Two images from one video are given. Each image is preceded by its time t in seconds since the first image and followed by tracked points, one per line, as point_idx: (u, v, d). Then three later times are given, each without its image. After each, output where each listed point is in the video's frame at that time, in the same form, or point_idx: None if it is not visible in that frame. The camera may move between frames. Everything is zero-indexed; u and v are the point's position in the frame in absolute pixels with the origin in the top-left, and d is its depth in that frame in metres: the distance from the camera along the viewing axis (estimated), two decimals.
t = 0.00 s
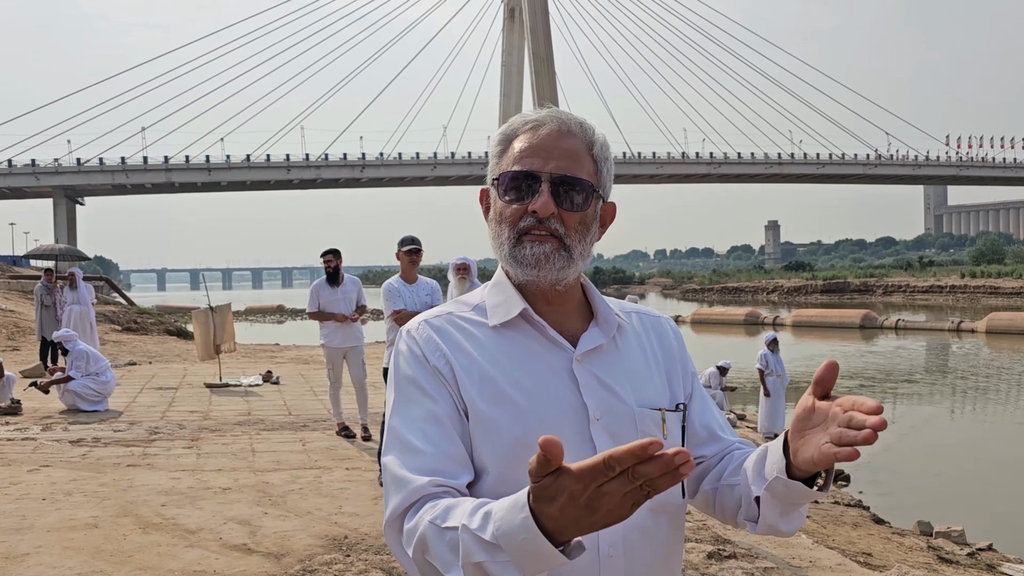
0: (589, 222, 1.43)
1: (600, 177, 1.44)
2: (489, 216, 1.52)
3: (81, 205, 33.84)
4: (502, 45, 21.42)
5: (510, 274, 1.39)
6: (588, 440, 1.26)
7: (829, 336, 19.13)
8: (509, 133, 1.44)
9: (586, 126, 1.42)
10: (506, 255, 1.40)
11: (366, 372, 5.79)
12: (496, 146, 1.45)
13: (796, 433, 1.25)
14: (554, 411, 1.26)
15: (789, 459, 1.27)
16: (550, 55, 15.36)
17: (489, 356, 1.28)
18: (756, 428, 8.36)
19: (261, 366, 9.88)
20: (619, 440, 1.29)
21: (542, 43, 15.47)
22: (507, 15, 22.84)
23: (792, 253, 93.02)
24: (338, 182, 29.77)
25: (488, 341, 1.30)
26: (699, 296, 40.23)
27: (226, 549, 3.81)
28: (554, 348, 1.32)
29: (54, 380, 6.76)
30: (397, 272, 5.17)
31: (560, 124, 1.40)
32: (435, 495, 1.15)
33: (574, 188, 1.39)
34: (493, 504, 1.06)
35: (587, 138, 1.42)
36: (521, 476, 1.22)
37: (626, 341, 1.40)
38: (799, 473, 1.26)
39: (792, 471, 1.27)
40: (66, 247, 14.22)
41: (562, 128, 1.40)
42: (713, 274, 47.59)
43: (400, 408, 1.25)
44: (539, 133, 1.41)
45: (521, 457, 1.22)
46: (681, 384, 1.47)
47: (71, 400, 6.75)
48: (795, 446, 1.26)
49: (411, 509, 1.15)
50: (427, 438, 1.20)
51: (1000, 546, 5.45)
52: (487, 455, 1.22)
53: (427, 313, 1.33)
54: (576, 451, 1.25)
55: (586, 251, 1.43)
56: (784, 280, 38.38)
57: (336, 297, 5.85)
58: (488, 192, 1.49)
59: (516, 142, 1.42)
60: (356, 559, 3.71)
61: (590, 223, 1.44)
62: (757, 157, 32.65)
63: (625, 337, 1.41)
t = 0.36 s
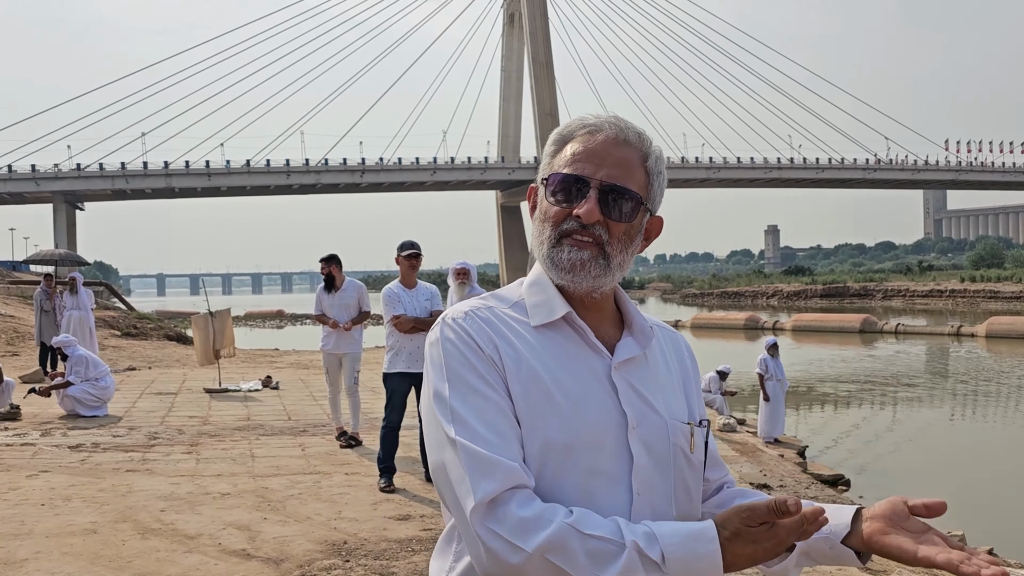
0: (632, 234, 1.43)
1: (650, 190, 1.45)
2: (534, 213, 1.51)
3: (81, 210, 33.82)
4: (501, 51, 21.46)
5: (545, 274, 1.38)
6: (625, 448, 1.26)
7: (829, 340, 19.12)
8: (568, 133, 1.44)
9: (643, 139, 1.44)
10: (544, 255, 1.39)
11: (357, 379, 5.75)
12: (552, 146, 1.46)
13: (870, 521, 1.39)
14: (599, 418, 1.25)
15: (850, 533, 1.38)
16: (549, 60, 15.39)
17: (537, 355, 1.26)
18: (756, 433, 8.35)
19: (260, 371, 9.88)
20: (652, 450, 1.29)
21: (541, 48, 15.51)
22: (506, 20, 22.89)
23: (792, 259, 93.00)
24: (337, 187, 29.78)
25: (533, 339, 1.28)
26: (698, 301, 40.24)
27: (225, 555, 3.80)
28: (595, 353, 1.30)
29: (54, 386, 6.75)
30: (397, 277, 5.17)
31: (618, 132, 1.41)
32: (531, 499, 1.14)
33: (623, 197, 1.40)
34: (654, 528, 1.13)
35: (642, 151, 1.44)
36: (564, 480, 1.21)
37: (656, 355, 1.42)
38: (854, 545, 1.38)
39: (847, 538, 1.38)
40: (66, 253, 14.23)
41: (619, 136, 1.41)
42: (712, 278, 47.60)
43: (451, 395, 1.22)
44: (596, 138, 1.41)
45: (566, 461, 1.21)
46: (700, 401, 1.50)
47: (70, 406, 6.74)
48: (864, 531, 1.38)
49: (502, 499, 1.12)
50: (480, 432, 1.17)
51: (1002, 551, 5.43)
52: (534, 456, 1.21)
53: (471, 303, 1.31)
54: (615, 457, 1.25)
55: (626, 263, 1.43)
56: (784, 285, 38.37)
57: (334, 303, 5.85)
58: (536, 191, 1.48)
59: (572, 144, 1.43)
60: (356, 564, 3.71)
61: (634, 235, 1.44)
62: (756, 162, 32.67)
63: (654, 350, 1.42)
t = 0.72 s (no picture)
0: (643, 237, 1.43)
1: (657, 192, 1.45)
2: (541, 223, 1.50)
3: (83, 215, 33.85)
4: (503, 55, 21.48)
5: (559, 282, 1.37)
6: (634, 454, 1.25)
7: (831, 344, 19.10)
8: (570, 140, 1.44)
9: (646, 139, 1.44)
10: (557, 264, 1.38)
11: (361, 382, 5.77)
12: (555, 152, 1.45)
13: None
14: (608, 423, 1.24)
15: None
16: (552, 65, 15.42)
17: (547, 359, 1.26)
18: (759, 437, 8.33)
19: (262, 375, 9.89)
20: (661, 457, 1.28)
21: (543, 52, 15.52)
22: (508, 24, 22.92)
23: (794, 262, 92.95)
24: (339, 191, 29.80)
25: (543, 343, 1.28)
26: (700, 305, 40.23)
27: (228, 560, 3.80)
28: (605, 360, 1.30)
29: (56, 391, 6.75)
30: (399, 281, 5.17)
31: (622, 136, 1.41)
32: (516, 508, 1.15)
33: (631, 199, 1.40)
34: None
35: (646, 152, 1.44)
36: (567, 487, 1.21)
37: (668, 361, 1.41)
38: None
39: None
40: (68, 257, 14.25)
41: (623, 139, 1.41)
42: (715, 282, 47.61)
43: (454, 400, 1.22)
44: (601, 142, 1.41)
45: (571, 467, 1.21)
46: (710, 409, 1.48)
47: (72, 410, 6.74)
48: None
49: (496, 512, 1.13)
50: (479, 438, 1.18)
51: (1005, 555, 5.42)
52: (537, 463, 1.21)
53: (482, 307, 1.31)
54: (624, 463, 1.24)
55: (638, 266, 1.43)
56: (786, 289, 38.35)
57: (338, 307, 5.86)
58: (543, 200, 1.48)
59: (576, 150, 1.42)
60: (358, 569, 3.70)
61: (645, 237, 1.44)
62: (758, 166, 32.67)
63: (666, 356, 1.41)
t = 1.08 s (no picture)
0: (618, 232, 1.43)
1: (621, 184, 1.43)
2: (515, 236, 1.51)
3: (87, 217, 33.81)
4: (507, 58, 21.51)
5: (542, 291, 1.40)
6: (610, 453, 1.27)
7: (835, 346, 19.06)
8: (527, 150, 1.43)
9: (602, 133, 1.41)
10: (540, 275, 1.40)
11: (364, 386, 5.80)
12: (515, 163, 1.45)
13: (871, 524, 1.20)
14: (578, 423, 1.27)
15: (853, 538, 1.22)
16: (555, 67, 15.42)
17: (514, 363, 1.30)
18: (763, 439, 8.31)
19: (266, 377, 9.90)
20: (641, 454, 1.29)
21: (547, 54, 15.53)
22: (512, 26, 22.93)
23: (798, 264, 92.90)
24: (343, 194, 29.81)
25: (514, 348, 1.32)
26: (704, 307, 40.16)
27: (232, 562, 3.80)
28: (581, 361, 1.33)
29: (61, 393, 6.76)
30: (403, 284, 5.17)
31: (576, 136, 1.39)
32: (444, 487, 1.18)
33: (598, 199, 1.39)
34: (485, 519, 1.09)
35: (605, 146, 1.42)
36: (537, 485, 1.25)
37: (658, 357, 1.40)
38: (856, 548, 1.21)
39: (849, 543, 1.22)
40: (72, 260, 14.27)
41: (578, 140, 1.39)
42: (718, 284, 47.56)
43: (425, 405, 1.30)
44: (557, 149, 1.40)
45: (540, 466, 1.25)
46: (711, 400, 1.44)
47: (77, 412, 6.75)
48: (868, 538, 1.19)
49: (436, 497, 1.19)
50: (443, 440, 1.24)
51: (1010, 557, 5.40)
52: (507, 462, 1.25)
53: (457, 317, 1.38)
54: (597, 462, 1.26)
55: (618, 262, 1.44)
56: (790, 291, 38.29)
57: (342, 311, 5.87)
58: (512, 214, 1.48)
59: (534, 158, 1.42)
60: (363, 572, 3.70)
61: (619, 232, 1.44)
62: (761, 168, 32.65)
63: (655, 350, 1.41)
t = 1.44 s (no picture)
0: (604, 227, 1.44)
1: (598, 177, 1.44)
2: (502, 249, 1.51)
3: (93, 220, 33.91)
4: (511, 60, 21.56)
5: (536, 298, 1.39)
6: (601, 458, 1.27)
7: (840, 348, 19.01)
8: (498, 162, 1.44)
9: (571, 133, 1.43)
10: (533, 283, 1.39)
11: (364, 386, 5.79)
12: (490, 177, 1.46)
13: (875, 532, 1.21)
14: (567, 429, 1.27)
15: (865, 539, 1.21)
16: (559, 70, 15.44)
17: (500, 371, 1.32)
18: (768, 441, 8.29)
19: (271, 380, 9.91)
20: (634, 458, 1.29)
21: (551, 56, 15.53)
22: (516, 29, 22.96)
23: (803, 267, 92.79)
24: (348, 196, 29.85)
25: (502, 355, 1.33)
26: (709, 308, 40.10)
27: (237, 564, 3.80)
28: (573, 366, 1.33)
29: (66, 395, 6.78)
30: (407, 286, 5.17)
31: (545, 140, 1.41)
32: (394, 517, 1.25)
33: (578, 199, 1.40)
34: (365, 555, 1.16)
35: (576, 145, 1.43)
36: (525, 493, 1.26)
37: (654, 358, 1.39)
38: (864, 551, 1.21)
39: (859, 546, 1.22)
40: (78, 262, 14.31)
41: (547, 143, 1.41)
42: (723, 286, 47.48)
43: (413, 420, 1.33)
44: (528, 155, 1.41)
45: (527, 474, 1.26)
46: (710, 401, 1.43)
47: (82, 414, 6.77)
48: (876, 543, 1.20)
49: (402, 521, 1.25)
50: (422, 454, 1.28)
51: (1017, 559, 5.39)
52: (492, 472, 1.28)
53: (449, 326, 1.39)
54: (587, 467, 1.26)
55: (612, 257, 1.46)
56: (795, 292, 38.22)
57: (343, 312, 5.88)
58: (496, 228, 1.48)
59: (508, 168, 1.43)
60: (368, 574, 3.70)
61: (605, 226, 1.45)
62: (766, 170, 32.62)
63: (652, 351, 1.40)
